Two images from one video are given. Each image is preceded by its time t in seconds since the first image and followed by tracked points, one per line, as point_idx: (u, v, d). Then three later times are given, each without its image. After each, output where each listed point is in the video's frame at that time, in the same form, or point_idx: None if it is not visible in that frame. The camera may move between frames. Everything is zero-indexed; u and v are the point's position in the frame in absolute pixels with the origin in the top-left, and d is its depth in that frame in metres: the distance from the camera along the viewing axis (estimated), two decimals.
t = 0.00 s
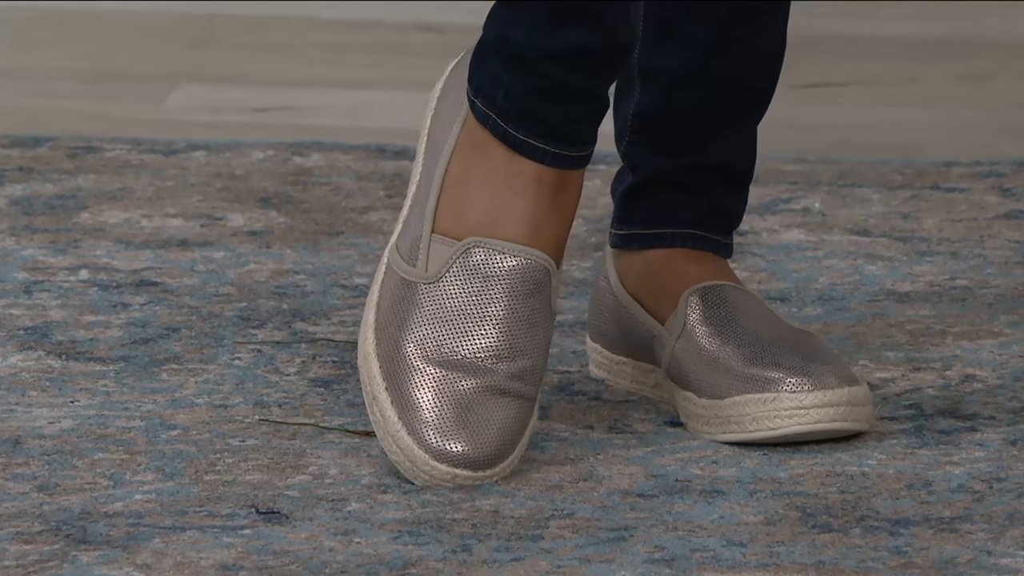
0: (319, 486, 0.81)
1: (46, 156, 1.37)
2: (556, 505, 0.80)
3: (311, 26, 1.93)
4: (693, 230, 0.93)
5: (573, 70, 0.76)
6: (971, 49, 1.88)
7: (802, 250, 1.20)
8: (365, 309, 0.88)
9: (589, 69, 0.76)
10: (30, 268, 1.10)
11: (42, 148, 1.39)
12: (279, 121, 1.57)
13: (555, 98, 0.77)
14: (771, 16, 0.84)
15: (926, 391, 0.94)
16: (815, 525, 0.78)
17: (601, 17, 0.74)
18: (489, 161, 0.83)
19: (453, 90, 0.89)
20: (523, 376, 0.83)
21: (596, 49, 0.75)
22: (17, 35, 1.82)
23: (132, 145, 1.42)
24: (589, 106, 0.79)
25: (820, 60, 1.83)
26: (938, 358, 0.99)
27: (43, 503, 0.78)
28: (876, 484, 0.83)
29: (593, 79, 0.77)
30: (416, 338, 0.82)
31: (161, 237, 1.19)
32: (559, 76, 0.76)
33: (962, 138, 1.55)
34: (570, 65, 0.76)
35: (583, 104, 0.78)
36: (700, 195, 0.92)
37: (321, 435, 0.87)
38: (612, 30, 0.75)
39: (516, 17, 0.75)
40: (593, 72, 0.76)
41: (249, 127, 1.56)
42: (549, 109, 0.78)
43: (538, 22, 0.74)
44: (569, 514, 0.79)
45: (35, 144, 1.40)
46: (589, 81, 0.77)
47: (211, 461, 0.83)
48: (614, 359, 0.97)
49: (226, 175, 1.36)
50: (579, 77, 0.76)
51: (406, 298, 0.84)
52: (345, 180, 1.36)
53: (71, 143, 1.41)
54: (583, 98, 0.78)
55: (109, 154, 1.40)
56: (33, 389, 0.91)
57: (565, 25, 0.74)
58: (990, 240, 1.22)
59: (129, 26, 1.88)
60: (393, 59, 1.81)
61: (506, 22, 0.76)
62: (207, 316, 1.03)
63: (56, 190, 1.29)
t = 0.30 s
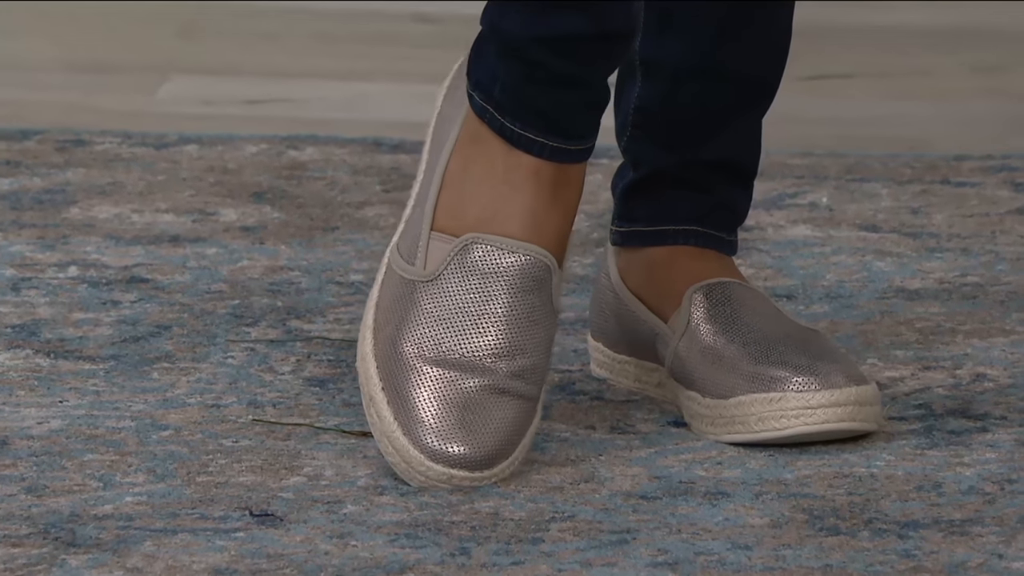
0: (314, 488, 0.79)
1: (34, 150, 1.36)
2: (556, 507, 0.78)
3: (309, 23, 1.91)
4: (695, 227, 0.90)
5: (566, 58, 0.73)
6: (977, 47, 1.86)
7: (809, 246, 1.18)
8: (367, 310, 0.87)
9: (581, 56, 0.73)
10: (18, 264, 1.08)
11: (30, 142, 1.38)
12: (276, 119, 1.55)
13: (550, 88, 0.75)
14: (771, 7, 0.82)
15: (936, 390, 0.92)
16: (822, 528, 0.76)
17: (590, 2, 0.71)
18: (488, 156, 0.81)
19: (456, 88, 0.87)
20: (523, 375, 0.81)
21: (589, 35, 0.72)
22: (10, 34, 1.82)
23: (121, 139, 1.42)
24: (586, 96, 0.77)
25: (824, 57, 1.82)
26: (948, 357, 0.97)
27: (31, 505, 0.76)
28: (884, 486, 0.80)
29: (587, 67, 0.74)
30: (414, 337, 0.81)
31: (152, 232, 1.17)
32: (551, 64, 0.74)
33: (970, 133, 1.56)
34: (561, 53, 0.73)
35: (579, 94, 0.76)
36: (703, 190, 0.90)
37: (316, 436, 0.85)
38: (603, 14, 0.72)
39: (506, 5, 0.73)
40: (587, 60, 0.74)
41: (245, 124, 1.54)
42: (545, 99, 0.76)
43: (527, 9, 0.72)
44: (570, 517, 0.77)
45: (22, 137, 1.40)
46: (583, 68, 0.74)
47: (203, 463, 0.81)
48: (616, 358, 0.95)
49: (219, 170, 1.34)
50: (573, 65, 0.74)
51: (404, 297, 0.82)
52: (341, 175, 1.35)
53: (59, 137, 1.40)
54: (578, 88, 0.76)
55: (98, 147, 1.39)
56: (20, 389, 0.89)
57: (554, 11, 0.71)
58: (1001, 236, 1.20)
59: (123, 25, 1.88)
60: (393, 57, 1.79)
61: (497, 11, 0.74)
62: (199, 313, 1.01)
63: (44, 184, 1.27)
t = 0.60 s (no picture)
0: (308, 488, 0.77)
1: (21, 141, 1.35)
2: (557, 508, 0.76)
3: (307, 20, 1.89)
4: (701, 220, 0.88)
5: (551, 47, 0.72)
6: (985, 42, 1.84)
7: (817, 240, 1.16)
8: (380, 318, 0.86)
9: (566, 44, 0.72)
10: (6, 259, 1.06)
11: (16, 133, 1.37)
12: (273, 114, 1.53)
13: (540, 76, 0.74)
14: None
15: (947, 388, 0.90)
16: (830, 530, 0.74)
17: None
18: (489, 147, 0.80)
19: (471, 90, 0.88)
20: (523, 374, 0.79)
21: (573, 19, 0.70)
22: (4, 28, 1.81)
23: (111, 130, 1.41)
24: (582, 85, 0.74)
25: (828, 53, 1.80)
26: (959, 353, 0.95)
27: (17, 506, 0.74)
28: (894, 487, 0.78)
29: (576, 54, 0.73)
30: (412, 336, 0.79)
31: (142, 226, 1.15)
32: (537, 51, 0.72)
33: (983, 124, 1.53)
34: (546, 42, 0.72)
35: (572, 83, 0.74)
36: (710, 184, 0.87)
37: (311, 435, 0.83)
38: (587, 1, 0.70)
39: None
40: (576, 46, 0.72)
41: (239, 116, 1.52)
42: (536, 88, 0.74)
43: None
44: (571, 518, 0.74)
45: (9, 129, 1.38)
46: (570, 58, 0.73)
47: (195, 462, 0.79)
48: (620, 355, 0.93)
49: (210, 162, 1.34)
50: (561, 52, 0.72)
51: (407, 297, 0.82)
52: (336, 167, 1.34)
53: (47, 128, 1.39)
54: (571, 76, 0.74)
55: (87, 139, 1.38)
56: (7, 386, 0.87)
57: None
58: (1013, 230, 1.18)
59: (119, 21, 1.86)
60: (393, 53, 1.77)
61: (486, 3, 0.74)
62: (190, 309, 0.99)
63: (32, 176, 1.25)
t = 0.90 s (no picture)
0: (301, 493, 0.74)
1: (6, 134, 1.33)
2: (558, 513, 0.73)
3: (303, 17, 1.87)
4: (703, 217, 0.85)
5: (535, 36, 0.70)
6: (996, 38, 1.82)
7: (827, 236, 1.14)
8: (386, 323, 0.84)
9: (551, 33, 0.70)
10: None
11: None
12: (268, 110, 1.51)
13: (532, 66, 0.71)
14: None
15: (961, 389, 0.87)
16: (841, 535, 0.71)
17: None
18: (486, 143, 0.79)
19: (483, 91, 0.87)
20: (523, 374, 0.76)
21: (561, 7, 0.68)
22: None
23: (97, 123, 1.39)
24: (576, 74, 0.72)
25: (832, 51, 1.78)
26: (974, 353, 0.92)
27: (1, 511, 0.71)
28: (907, 491, 0.76)
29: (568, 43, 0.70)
30: (410, 338, 0.78)
31: (130, 222, 1.13)
32: (525, 42, 0.70)
33: (998, 117, 1.51)
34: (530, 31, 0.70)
35: (566, 73, 0.72)
36: (713, 180, 0.85)
37: (304, 437, 0.80)
38: None
39: None
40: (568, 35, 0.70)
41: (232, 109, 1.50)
42: (528, 80, 0.72)
43: None
44: (573, 523, 0.72)
45: None
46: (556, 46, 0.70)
47: (184, 466, 0.76)
48: (623, 355, 0.90)
49: (201, 155, 1.31)
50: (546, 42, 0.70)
51: (407, 299, 0.80)
52: (330, 161, 1.32)
53: (31, 120, 1.37)
54: (564, 65, 0.71)
55: (73, 131, 1.35)
56: None
57: None
58: None
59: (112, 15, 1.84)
60: (390, 49, 1.75)
61: None
62: (180, 308, 0.97)
63: (16, 170, 1.23)
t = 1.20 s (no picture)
0: (294, 498, 0.72)
1: None
2: (559, 519, 0.70)
3: (299, 11, 1.85)
4: (709, 215, 0.83)
5: (528, 25, 0.67)
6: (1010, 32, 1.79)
7: (839, 234, 1.12)
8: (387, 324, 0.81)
9: (544, 21, 0.67)
10: None
11: None
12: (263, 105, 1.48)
13: (530, 58, 0.69)
14: None
15: (977, 391, 0.85)
16: (853, 542, 0.68)
17: None
18: (486, 138, 0.76)
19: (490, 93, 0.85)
20: (524, 376, 0.73)
21: None
22: None
23: (83, 115, 1.36)
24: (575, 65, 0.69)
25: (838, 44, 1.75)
26: (990, 354, 0.90)
27: None
28: (920, 497, 0.73)
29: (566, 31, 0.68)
30: (409, 340, 0.75)
31: (117, 218, 1.11)
32: (523, 32, 0.68)
33: (1014, 111, 1.48)
34: (524, 21, 0.67)
35: (564, 63, 0.69)
36: (719, 177, 0.82)
37: (297, 441, 0.77)
38: None
39: None
40: (568, 21, 0.67)
41: (222, 100, 1.48)
42: (526, 72, 0.70)
43: None
44: (575, 530, 0.69)
45: None
46: (550, 35, 0.68)
47: (173, 471, 0.74)
48: (627, 356, 0.87)
49: (190, 149, 1.29)
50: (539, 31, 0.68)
51: (408, 299, 0.77)
52: (323, 154, 1.29)
53: (15, 114, 1.35)
54: (562, 56, 0.69)
55: (58, 124, 1.33)
56: None
57: None
58: None
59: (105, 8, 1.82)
60: (386, 41, 1.72)
61: None
62: (169, 307, 0.94)
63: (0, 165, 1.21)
